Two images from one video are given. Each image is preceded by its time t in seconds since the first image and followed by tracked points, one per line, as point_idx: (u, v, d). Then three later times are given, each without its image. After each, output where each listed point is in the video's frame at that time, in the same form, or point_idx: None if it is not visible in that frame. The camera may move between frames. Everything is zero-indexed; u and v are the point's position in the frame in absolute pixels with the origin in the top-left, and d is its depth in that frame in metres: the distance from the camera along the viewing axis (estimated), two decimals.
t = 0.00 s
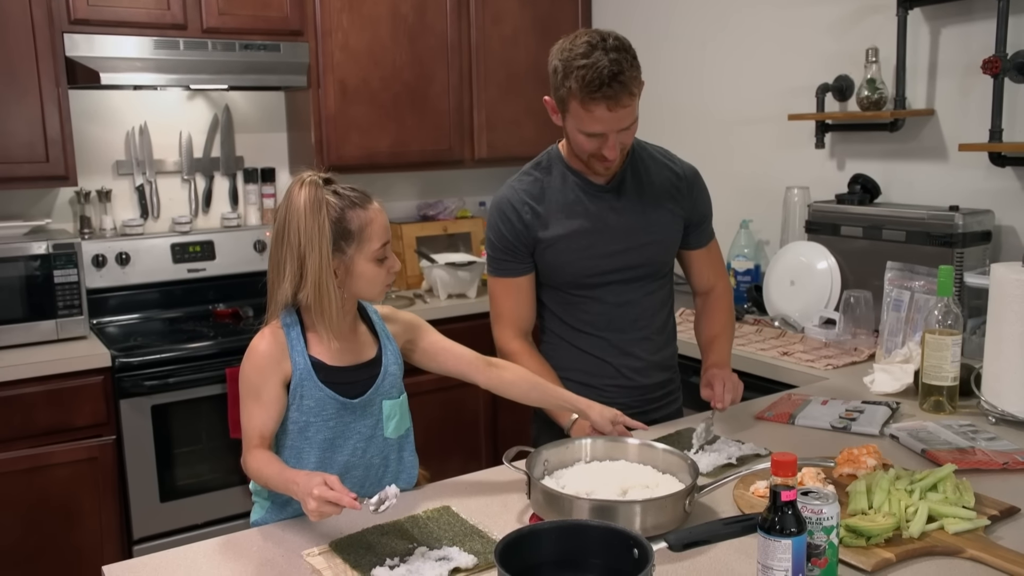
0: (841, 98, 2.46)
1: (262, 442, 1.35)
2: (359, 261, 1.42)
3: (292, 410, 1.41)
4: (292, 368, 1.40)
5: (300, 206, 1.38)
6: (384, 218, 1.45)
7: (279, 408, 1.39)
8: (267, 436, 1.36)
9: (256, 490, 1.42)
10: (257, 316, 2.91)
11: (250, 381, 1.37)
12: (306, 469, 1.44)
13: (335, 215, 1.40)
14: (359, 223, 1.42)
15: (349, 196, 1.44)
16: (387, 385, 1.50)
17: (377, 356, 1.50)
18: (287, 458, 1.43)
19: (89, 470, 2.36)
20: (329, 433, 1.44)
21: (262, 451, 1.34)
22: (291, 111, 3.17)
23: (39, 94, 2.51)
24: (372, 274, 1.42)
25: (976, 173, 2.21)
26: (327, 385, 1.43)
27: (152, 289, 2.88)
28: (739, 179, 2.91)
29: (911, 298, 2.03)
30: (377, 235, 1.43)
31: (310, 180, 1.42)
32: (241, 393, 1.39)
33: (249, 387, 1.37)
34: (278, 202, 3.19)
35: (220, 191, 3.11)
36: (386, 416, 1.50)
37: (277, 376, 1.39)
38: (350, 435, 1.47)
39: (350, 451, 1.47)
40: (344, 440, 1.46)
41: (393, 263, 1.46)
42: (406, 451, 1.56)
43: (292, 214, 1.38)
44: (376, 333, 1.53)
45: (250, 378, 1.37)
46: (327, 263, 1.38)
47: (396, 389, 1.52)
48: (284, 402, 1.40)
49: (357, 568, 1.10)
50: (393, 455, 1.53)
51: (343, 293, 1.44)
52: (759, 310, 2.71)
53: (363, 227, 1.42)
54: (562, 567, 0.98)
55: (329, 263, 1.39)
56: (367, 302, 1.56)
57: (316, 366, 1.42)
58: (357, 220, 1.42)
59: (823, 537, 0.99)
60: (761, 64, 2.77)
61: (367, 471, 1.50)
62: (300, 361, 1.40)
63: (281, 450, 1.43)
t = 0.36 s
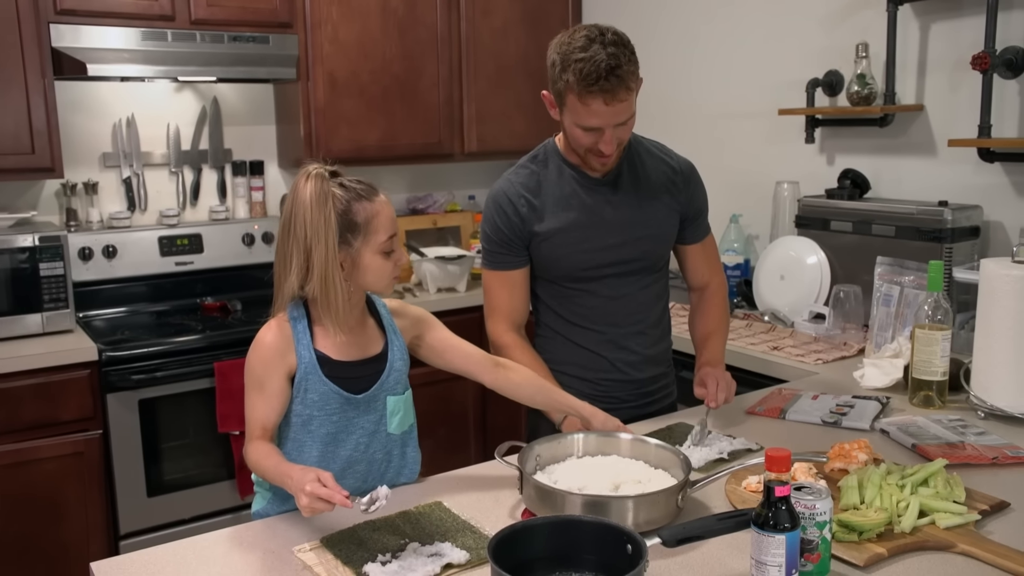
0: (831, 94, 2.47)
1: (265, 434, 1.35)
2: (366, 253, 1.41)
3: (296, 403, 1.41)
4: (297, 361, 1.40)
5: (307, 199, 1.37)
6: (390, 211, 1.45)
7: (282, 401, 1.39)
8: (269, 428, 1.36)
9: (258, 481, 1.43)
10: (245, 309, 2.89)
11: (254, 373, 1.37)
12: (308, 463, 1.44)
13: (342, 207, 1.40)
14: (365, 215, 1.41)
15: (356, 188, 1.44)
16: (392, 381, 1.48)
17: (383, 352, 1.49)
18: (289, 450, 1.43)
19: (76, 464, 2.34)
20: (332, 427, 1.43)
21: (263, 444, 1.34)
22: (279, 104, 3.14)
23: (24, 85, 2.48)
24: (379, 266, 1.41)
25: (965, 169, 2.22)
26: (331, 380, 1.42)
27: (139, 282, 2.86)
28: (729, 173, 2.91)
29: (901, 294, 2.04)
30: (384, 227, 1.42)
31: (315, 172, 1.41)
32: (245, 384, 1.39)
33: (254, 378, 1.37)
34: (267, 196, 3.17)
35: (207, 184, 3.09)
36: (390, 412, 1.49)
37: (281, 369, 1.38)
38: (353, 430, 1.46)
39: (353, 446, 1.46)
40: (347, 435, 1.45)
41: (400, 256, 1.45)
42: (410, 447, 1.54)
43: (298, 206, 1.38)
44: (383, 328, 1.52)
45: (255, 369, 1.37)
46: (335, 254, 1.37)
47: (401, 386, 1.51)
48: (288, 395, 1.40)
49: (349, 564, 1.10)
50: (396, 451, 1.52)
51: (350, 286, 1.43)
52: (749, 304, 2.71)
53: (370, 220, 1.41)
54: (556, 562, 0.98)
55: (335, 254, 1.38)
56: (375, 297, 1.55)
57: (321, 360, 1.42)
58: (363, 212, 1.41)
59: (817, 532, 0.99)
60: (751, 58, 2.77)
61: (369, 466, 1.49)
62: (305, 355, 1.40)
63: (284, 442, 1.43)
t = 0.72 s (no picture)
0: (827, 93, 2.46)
1: (281, 430, 1.36)
2: (389, 255, 1.41)
3: (314, 402, 1.41)
4: (317, 360, 1.40)
5: (331, 200, 1.37)
6: (415, 213, 1.44)
7: (300, 399, 1.39)
8: (285, 425, 1.37)
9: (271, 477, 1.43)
10: (240, 310, 2.87)
11: (275, 369, 1.38)
12: (320, 462, 1.43)
13: (366, 209, 1.40)
14: (389, 217, 1.41)
15: (381, 190, 1.43)
16: (410, 385, 1.47)
17: (403, 355, 1.48)
18: (304, 447, 1.43)
19: (69, 465, 2.33)
20: (347, 428, 1.43)
21: (278, 440, 1.34)
22: (274, 103, 3.13)
23: (18, 84, 2.47)
24: (401, 268, 1.40)
25: (960, 169, 2.22)
26: (349, 381, 1.42)
27: (132, 283, 2.84)
28: (725, 172, 2.91)
29: (897, 294, 2.04)
30: (409, 229, 1.42)
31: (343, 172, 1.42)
32: (265, 379, 1.40)
33: (273, 373, 1.38)
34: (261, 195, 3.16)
35: (202, 183, 3.07)
36: (406, 416, 1.47)
37: (300, 368, 1.39)
38: (368, 432, 1.45)
39: (367, 448, 1.45)
40: (361, 437, 1.44)
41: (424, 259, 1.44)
42: (424, 452, 1.52)
43: (323, 206, 1.38)
44: (406, 331, 1.51)
45: (275, 364, 1.38)
46: (357, 255, 1.37)
47: (419, 390, 1.49)
48: (306, 393, 1.40)
49: (345, 566, 1.09)
50: (410, 455, 1.50)
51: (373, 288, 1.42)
52: (745, 304, 2.71)
53: (394, 222, 1.41)
54: (554, 564, 0.97)
55: (358, 255, 1.38)
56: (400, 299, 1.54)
57: (341, 361, 1.42)
58: (387, 214, 1.41)
59: (816, 534, 0.99)
60: (747, 58, 2.77)
61: (382, 469, 1.48)
62: (326, 354, 1.40)
63: (299, 439, 1.43)
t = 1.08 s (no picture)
0: (828, 92, 2.45)
1: (290, 429, 1.35)
2: (402, 258, 1.40)
3: (323, 401, 1.41)
4: (327, 359, 1.40)
5: (346, 201, 1.36)
6: (429, 215, 1.44)
7: (310, 398, 1.38)
8: (295, 424, 1.36)
9: (279, 476, 1.43)
10: (241, 310, 2.87)
11: (285, 368, 1.37)
12: (330, 461, 1.43)
13: (380, 211, 1.39)
14: (404, 220, 1.40)
15: (395, 191, 1.42)
16: (420, 385, 1.47)
17: (413, 354, 1.48)
18: (314, 446, 1.43)
19: (71, 466, 2.33)
20: (356, 427, 1.43)
21: (288, 439, 1.34)
22: (274, 103, 3.13)
23: (18, 85, 2.46)
24: (414, 271, 1.40)
25: (963, 167, 2.21)
26: (360, 380, 1.41)
27: (133, 283, 2.84)
28: (726, 172, 2.90)
29: (900, 292, 2.03)
30: (422, 232, 1.41)
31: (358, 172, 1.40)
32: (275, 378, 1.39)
33: (283, 372, 1.37)
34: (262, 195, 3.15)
35: (202, 183, 3.07)
36: (416, 415, 1.47)
37: (311, 366, 1.38)
38: (378, 431, 1.44)
39: (377, 447, 1.45)
40: (371, 436, 1.44)
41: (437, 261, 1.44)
42: (433, 451, 1.51)
43: (337, 207, 1.37)
44: (417, 331, 1.50)
45: (285, 362, 1.37)
46: (372, 257, 1.37)
47: (429, 389, 1.49)
48: (316, 392, 1.40)
49: (347, 567, 1.09)
50: (419, 455, 1.49)
51: (386, 290, 1.41)
52: (747, 304, 2.70)
53: (408, 224, 1.40)
54: (557, 564, 0.97)
55: (372, 258, 1.37)
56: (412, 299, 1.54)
57: (351, 360, 1.41)
58: (401, 217, 1.40)
59: (820, 534, 0.98)
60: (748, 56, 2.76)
61: (391, 469, 1.47)
62: (336, 353, 1.40)
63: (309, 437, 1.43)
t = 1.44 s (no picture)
0: (830, 93, 2.46)
1: (287, 432, 1.34)
2: (393, 256, 1.40)
3: (319, 402, 1.40)
4: (321, 360, 1.39)
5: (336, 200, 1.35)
6: (418, 212, 1.44)
7: (306, 399, 1.38)
8: (292, 426, 1.36)
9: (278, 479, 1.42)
10: (242, 310, 2.87)
11: (279, 371, 1.36)
12: (329, 462, 1.43)
13: (370, 209, 1.39)
14: (394, 218, 1.40)
15: (384, 189, 1.42)
16: (415, 382, 1.47)
17: (406, 352, 1.48)
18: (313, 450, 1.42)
19: (71, 466, 2.33)
20: (354, 427, 1.42)
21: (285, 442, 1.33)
22: (275, 103, 3.13)
23: (19, 84, 2.46)
24: (405, 268, 1.40)
25: (965, 169, 2.21)
26: (354, 379, 1.41)
27: (134, 283, 2.84)
28: (728, 173, 2.90)
29: (902, 294, 2.03)
30: (412, 230, 1.41)
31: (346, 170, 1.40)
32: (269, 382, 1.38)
33: (277, 375, 1.36)
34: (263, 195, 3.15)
35: (203, 183, 3.07)
36: (412, 413, 1.47)
37: (305, 368, 1.37)
38: (375, 430, 1.44)
39: (375, 446, 1.45)
40: (369, 435, 1.44)
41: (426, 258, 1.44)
42: (430, 448, 1.52)
43: (327, 206, 1.36)
44: (409, 328, 1.51)
45: (278, 365, 1.36)
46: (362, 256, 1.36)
47: (424, 387, 1.49)
48: (311, 393, 1.39)
49: (347, 568, 1.08)
50: (417, 452, 1.50)
51: (376, 288, 1.41)
52: (747, 304, 2.68)
53: (398, 222, 1.40)
54: (559, 567, 0.96)
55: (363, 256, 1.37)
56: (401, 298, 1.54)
57: (345, 359, 1.41)
58: (391, 215, 1.40)
59: (822, 537, 0.98)
60: (750, 57, 2.75)
61: (391, 468, 1.47)
62: (330, 354, 1.39)
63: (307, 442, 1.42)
